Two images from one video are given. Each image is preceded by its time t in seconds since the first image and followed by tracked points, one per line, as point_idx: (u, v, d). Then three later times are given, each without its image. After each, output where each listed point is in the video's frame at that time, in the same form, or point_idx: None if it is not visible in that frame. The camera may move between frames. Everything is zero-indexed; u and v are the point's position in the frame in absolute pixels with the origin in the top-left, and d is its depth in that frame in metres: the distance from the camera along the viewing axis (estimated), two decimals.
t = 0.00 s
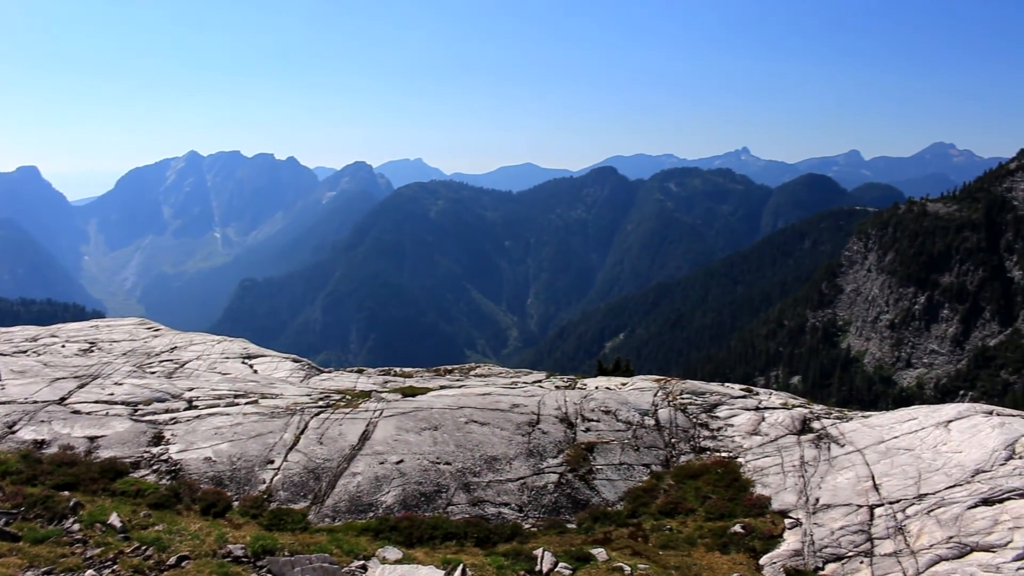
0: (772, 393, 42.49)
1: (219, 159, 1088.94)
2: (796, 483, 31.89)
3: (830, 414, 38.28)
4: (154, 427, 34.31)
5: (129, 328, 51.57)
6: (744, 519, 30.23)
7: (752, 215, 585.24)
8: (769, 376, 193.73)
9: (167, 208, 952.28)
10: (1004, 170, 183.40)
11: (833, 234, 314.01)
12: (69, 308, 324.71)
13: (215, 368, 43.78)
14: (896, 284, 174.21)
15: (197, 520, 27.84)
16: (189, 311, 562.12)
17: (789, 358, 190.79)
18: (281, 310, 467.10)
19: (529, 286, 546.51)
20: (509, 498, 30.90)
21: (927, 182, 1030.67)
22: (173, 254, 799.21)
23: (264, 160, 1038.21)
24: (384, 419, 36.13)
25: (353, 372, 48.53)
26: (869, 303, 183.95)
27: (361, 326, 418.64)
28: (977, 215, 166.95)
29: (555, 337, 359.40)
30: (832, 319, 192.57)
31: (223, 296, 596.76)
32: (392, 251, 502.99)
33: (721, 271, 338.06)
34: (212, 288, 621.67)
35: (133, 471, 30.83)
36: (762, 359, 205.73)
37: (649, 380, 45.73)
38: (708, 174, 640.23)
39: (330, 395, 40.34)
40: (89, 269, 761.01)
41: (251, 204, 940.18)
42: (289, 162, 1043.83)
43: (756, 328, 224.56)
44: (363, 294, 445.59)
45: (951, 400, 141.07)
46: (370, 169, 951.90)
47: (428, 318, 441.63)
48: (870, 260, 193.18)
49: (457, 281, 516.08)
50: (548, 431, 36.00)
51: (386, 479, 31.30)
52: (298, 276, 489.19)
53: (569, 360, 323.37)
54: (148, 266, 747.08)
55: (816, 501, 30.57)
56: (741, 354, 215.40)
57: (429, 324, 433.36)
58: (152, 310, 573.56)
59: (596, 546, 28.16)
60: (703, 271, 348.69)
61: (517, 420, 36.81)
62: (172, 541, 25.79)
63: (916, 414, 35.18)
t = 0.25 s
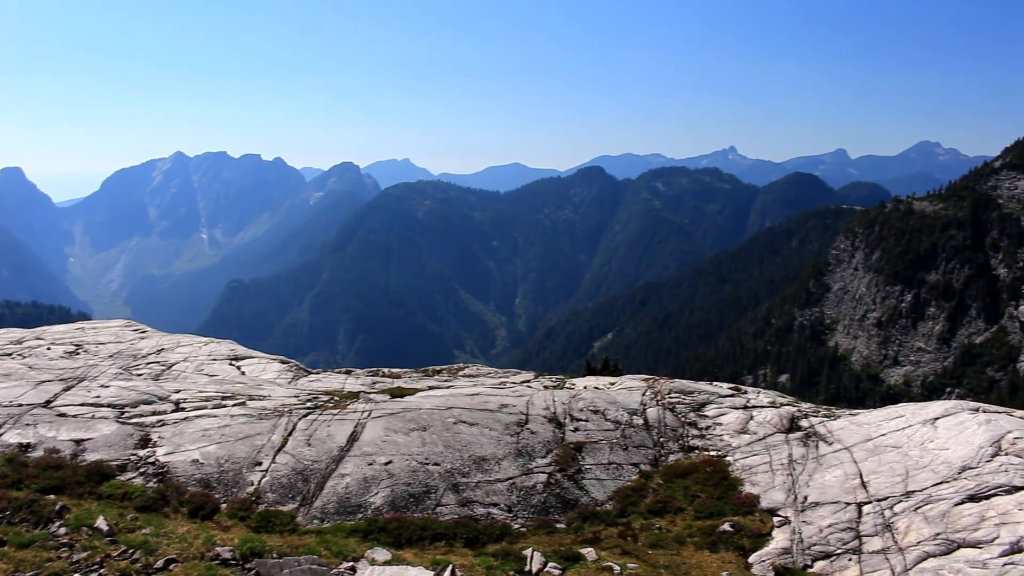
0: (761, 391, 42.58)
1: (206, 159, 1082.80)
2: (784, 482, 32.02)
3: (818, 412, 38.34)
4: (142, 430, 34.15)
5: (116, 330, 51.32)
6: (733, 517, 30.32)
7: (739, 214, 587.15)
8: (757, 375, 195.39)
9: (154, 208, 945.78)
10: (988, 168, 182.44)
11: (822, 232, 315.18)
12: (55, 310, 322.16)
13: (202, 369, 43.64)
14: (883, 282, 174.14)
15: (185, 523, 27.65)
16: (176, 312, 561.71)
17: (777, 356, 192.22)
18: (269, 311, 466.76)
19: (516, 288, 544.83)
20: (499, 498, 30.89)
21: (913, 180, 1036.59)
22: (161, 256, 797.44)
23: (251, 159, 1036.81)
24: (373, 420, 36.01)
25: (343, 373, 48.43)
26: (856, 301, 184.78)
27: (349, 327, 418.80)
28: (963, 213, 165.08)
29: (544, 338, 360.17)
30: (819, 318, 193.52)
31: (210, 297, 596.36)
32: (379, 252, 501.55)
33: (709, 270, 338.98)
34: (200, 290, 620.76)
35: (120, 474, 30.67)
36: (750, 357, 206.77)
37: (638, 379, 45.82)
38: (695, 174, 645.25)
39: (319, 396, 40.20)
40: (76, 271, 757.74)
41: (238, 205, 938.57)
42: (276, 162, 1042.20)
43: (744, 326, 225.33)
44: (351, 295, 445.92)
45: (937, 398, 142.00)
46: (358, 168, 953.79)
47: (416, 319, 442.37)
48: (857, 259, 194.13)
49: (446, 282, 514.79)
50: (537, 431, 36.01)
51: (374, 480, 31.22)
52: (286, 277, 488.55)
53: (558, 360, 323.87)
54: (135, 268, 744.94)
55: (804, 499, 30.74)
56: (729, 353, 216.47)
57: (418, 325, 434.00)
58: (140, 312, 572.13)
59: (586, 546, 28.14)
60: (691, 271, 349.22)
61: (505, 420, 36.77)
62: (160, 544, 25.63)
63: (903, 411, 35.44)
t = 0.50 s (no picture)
0: (748, 390, 42.73)
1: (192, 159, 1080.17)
2: (770, 481, 32.15)
3: (804, 411, 38.48)
4: (127, 432, 33.99)
5: (101, 331, 51.06)
6: (720, 517, 30.40)
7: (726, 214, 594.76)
8: (744, 374, 194.70)
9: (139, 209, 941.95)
10: (970, 169, 186.86)
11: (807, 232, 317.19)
12: (39, 311, 319.12)
13: (188, 370, 43.45)
14: (869, 281, 175.80)
15: (171, 525, 27.51)
16: (161, 313, 559.45)
17: (764, 356, 191.58)
18: (255, 312, 465.18)
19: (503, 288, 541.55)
20: (486, 498, 30.88)
21: (898, 180, 1044.51)
22: (146, 257, 794.28)
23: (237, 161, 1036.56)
24: (360, 421, 35.96)
25: (329, 373, 48.30)
26: (841, 301, 185.51)
27: (336, 328, 418.63)
28: (947, 213, 169.84)
29: (531, 338, 360.85)
30: (805, 318, 193.18)
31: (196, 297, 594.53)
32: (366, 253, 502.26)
33: (696, 270, 339.77)
34: (185, 291, 618.44)
35: (105, 476, 30.48)
36: (737, 357, 205.91)
37: (625, 378, 45.91)
38: (682, 174, 653.41)
39: (305, 397, 40.14)
40: (60, 272, 752.59)
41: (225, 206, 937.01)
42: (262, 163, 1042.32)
43: (731, 326, 225.11)
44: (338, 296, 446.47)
45: (923, 396, 142.74)
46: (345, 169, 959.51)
47: (404, 320, 442.63)
48: (843, 258, 194.51)
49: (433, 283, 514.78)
50: (524, 431, 36.01)
51: (361, 481, 31.17)
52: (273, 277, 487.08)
53: (545, 360, 323.54)
54: (120, 269, 741.58)
55: (791, 497, 30.86)
56: (716, 352, 215.84)
57: (406, 326, 434.31)
58: (124, 313, 569.36)
59: (574, 546, 28.18)
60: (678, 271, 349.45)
61: (493, 420, 36.79)
62: (145, 547, 25.39)
63: (889, 410, 35.63)
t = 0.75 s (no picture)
0: (733, 392, 42.85)
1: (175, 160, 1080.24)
2: (755, 482, 32.27)
3: (788, 413, 38.69)
4: (110, 434, 33.82)
5: (84, 333, 50.75)
6: (705, 519, 30.49)
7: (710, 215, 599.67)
8: (728, 376, 194.92)
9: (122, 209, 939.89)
10: (953, 173, 188.28)
11: (791, 234, 318.80)
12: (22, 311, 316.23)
13: (172, 372, 43.24)
14: (853, 284, 178.53)
15: (154, 528, 27.33)
16: (145, 314, 559.03)
17: (748, 357, 191.67)
18: (240, 313, 465.09)
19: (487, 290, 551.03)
20: (471, 501, 30.84)
21: (883, 184, 1055.43)
22: (130, 258, 794.35)
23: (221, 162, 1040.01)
24: (345, 423, 35.84)
25: (314, 376, 48.23)
26: (826, 303, 187.29)
27: (322, 329, 420.60)
28: (930, 216, 172.52)
29: (517, 339, 362.21)
30: (790, 320, 193.98)
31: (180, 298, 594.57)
32: (352, 255, 505.79)
33: (681, 272, 341.87)
34: (170, 291, 619.07)
35: (87, 479, 30.27)
36: (721, 359, 205.46)
37: (610, 381, 45.93)
38: (668, 177, 663.43)
39: (290, 399, 40.02)
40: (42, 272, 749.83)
41: (209, 207, 939.97)
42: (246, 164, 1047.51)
43: (716, 328, 226.03)
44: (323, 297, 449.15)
45: (906, 397, 143.47)
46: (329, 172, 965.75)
47: (389, 321, 445.49)
48: (827, 261, 196.53)
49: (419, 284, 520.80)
50: (509, 434, 36.00)
51: (345, 483, 31.09)
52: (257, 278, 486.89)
53: (530, 362, 324.07)
54: (104, 270, 741.15)
55: (775, 499, 31.06)
56: (702, 354, 216.03)
57: (391, 327, 437.60)
58: (108, 314, 569.86)
59: (559, 548, 28.17)
60: (663, 273, 350.99)
61: (478, 422, 36.77)
62: (128, 550, 25.17)
63: (872, 412, 35.94)
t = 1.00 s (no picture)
0: (717, 392, 43.11)
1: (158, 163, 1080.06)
2: (738, 482, 32.51)
3: (772, 413, 39.00)
4: (93, 436, 33.64)
5: (66, 335, 50.45)
6: (689, 518, 30.66)
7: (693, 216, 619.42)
8: (712, 376, 196.17)
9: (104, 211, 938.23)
10: (934, 175, 190.52)
11: (774, 234, 322.66)
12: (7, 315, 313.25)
13: (155, 374, 43.09)
14: (835, 284, 181.14)
15: (137, 530, 27.20)
16: (128, 316, 557.17)
17: (733, 358, 192.62)
18: (224, 315, 464.65)
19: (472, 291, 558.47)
20: (456, 501, 30.90)
21: (864, 185, 1069.75)
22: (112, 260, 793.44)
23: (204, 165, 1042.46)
24: (329, 424, 35.88)
25: (299, 377, 48.21)
26: (808, 304, 189.08)
27: (306, 331, 422.49)
28: (910, 217, 173.83)
29: (502, 340, 363.30)
30: (773, 319, 195.14)
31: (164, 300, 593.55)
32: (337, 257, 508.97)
33: (664, 272, 344.93)
34: (152, 292, 618.46)
35: (70, 482, 30.10)
36: (705, 360, 206.73)
37: (595, 381, 46.10)
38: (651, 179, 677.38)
39: (274, 400, 40.02)
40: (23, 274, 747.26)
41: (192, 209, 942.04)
42: (230, 167, 1051.80)
43: (699, 329, 227.67)
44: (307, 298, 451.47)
45: (887, 397, 143.81)
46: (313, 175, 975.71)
47: (374, 322, 448.29)
48: (810, 262, 199.43)
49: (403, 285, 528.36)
50: (493, 434, 36.13)
51: (330, 485, 31.09)
52: (241, 279, 488.06)
53: (515, 364, 324.95)
54: (87, 272, 740.32)
55: (759, 498, 31.25)
56: (685, 355, 217.04)
57: (376, 328, 440.64)
58: (90, 317, 569.28)
59: (544, 548, 28.31)
60: (646, 274, 353.58)
61: (462, 423, 36.86)
62: (112, 553, 25.06)
63: (855, 411, 36.31)
